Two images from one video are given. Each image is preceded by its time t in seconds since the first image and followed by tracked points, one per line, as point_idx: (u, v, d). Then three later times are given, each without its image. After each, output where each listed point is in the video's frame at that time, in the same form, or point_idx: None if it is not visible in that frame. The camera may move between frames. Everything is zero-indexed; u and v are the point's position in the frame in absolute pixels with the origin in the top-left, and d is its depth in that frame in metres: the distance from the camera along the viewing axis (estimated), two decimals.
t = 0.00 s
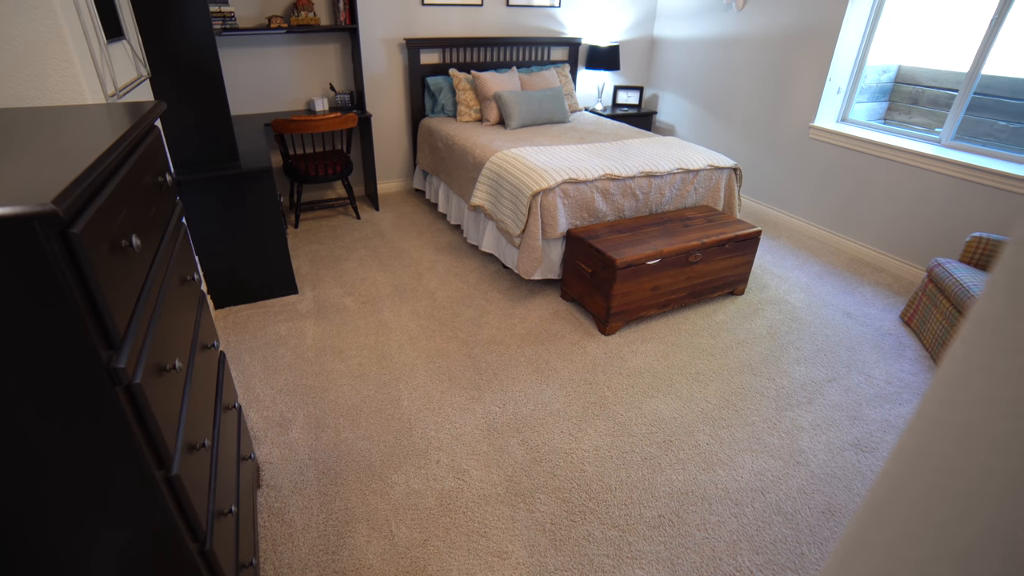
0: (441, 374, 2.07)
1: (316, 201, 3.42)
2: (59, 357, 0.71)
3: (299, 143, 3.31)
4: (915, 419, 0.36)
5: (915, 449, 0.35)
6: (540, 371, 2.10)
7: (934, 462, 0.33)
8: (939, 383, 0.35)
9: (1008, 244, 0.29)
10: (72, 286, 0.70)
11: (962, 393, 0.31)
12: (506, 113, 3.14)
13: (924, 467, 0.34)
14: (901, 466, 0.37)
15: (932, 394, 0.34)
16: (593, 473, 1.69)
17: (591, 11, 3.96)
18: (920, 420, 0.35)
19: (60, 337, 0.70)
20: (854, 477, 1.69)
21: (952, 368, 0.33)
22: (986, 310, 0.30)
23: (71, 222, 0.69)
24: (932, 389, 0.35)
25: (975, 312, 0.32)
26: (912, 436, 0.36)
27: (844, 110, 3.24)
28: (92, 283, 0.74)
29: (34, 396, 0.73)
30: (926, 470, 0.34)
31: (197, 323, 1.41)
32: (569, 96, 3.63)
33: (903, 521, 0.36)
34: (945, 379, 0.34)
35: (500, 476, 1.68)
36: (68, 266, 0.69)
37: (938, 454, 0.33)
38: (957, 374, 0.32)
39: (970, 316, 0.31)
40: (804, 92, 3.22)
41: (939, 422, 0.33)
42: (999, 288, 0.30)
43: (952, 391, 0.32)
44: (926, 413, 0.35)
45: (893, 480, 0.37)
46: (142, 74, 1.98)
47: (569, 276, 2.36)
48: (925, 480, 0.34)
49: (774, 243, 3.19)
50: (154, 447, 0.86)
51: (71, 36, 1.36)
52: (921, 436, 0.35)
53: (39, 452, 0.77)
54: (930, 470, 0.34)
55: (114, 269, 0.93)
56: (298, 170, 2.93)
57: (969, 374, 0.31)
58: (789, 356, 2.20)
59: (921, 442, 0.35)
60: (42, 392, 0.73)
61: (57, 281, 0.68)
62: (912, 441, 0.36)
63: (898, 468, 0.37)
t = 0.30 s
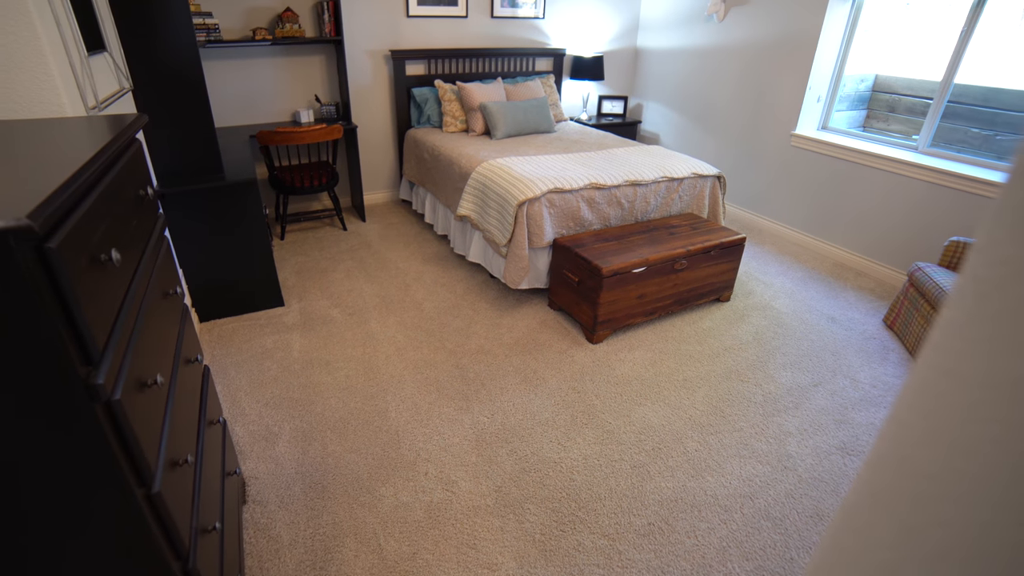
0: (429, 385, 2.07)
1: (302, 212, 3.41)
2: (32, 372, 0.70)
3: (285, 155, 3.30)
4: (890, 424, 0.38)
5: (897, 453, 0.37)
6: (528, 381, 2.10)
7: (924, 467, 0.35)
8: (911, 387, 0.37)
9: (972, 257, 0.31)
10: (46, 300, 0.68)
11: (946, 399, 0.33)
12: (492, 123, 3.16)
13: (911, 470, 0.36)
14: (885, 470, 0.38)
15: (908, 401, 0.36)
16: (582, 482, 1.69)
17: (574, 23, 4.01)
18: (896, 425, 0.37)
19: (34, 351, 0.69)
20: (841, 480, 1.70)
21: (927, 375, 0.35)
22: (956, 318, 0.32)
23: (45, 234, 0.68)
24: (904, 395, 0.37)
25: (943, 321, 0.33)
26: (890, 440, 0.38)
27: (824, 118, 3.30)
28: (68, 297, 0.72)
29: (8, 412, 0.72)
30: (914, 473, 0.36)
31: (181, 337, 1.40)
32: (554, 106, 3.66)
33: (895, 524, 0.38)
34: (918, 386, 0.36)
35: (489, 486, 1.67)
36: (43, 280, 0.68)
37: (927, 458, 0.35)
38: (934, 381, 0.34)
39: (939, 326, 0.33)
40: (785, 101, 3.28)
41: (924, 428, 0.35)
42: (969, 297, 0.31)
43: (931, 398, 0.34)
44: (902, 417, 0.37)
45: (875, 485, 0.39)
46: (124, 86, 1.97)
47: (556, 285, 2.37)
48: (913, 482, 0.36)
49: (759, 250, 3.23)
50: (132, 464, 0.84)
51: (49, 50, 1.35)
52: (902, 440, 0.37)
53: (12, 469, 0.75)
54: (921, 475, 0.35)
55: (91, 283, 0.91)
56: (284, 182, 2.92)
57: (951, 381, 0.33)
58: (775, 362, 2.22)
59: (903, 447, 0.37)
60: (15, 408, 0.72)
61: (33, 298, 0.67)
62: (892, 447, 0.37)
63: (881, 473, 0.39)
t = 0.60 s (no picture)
0: (418, 397, 2.06)
1: (289, 224, 3.39)
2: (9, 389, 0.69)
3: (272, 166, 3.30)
4: (869, 431, 0.39)
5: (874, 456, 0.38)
6: (517, 391, 2.10)
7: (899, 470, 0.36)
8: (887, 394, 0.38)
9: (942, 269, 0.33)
10: (23, 316, 0.67)
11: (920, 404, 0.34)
12: (479, 134, 3.18)
13: (888, 474, 0.37)
14: (862, 475, 0.39)
15: (886, 408, 0.37)
16: (572, 491, 1.69)
17: (560, 34, 4.05)
18: (880, 427, 0.38)
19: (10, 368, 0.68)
20: (831, 486, 1.71)
21: (901, 381, 0.36)
22: (929, 327, 0.34)
23: (23, 248, 0.67)
24: (886, 396, 0.38)
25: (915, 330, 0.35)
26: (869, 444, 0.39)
27: (807, 126, 3.36)
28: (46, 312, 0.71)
29: None
30: (891, 476, 0.37)
31: (166, 353, 1.38)
32: (541, 117, 3.69)
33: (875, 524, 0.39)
34: (897, 392, 0.37)
35: (479, 498, 1.66)
36: (19, 295, 0.67)
37: (901, 461, 0.36)
38: (909, 388, 0.35)
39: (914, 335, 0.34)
40: (769, 111, 3.33)
41: (900, 432, 0.36)
42: (938, 309, 0.33)
43: (909, 403, 0.35)
44: (880, 425, 0.38)
45: (855, 490, 0.40)
46: (108, 99, 1.96)
47: (545, 295, 2.37)
48: (893, 486, 0.37)
49: (745, 257, 3.26)
50: (114, 481, 0.82)
51: (31, 63, 1.34)
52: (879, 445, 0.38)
53: None
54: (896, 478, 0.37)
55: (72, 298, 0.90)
56: (271, 194, 2.91)
57: (923, 386, 0.34)
58: (763, 368, 2.24)
59: (888, 447, 0.37)
60: None
61: (9, 313, 0.66)
62: (878, 448, 0.38)
63: (859, 478, 0.40)
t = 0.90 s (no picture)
0: (407, 409, 2.04)
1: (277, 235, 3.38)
2: None
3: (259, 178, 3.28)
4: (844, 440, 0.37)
5: (852, 470, 0.37)
6: (507, 401, 2.09)
7: (883, 486, 0.35)
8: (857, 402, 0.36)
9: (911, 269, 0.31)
10: None
11: (900, 413, 0.33)
12: (467, 144, 3.19)
13: (870, 491, 0.36)
14: (840, 492, 0.38)
15: (862, 420, 0.35)
16: (562, 501, 1.68)
17: (547, 44, 4.08)
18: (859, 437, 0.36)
19: None
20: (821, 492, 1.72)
21: (874, 391, 0.34)
22: (900, 333, 0.32)
23: None
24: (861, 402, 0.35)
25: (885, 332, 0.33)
26: (844, 458, 0.37)
27: (790, 135, 3.41)
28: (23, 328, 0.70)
29: None
30: (873, 491, 0.35)
31: (150, 368, 1.37)
32: (529, 127, 3.71)
33: (859, 544, 0.37)
34: (870, 403, 0.35)
35: (469, 510, 1.65)
36: None
37: (886, 476, 0.34)
38: (885, 399, 0.33)
39: (885, 345, 0.33)
40: (753, 120, 3.37)
41: (879, 447, 0.34)
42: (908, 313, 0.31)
43: (886, 416, 0.34)
44: (858, 433, 0.36)
45: (835, 500, 0.38)
46: (92, 111, 1.94)
47: (533, 304, 2.37)
48: (877, 497, 0.35)
49: (732, 265, 3.29)
50: (93, 499, 0.81)
51: (12, 76, 1.33)
52: (855, 457, 0.36)
53: None
54: (880, 493, 0.35)
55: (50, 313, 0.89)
56: (258, 205, 2.90)
57: (901, 394, 0.32)
58: (751, 375, 2.25)
59: (870, 456, 0.35)
60: None
61: None
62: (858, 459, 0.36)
63: (837, 496, 0.38)
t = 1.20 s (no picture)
0: (396, 421, 2.03)
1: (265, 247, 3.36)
2: None
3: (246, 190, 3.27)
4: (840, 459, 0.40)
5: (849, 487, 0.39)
6: (496, 412, 2.09)
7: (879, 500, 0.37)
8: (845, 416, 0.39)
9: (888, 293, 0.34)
10: None
11: (893, 424, 0.35)
12: (455, 156, 3.21)
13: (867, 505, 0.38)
14: (838, 503, 0.40)
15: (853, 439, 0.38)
16: (553, 512, 1.68)
17: (534, 56, 4.12)
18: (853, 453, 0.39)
19: None
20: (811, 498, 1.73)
21: (863, 405, 0.37)
22: (885, 350, 0.35)
23: None
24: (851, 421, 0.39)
25: (869, 355, 0.36)
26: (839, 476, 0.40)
27: (775, 144, 3.45)
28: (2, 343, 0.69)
29: None
30: (871, 500, 0.38)
31: (133, 384, 1.35)
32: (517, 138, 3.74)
33: (859, 557, 0.39)
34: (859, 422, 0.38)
35: (458, 523, 1.64)
36: None
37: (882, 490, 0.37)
38: (875, 417, 0.36)
39: (871, 368, 0.36)
40: (738, 130, 3.42)
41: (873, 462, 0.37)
42: (891, 331, 0.34)
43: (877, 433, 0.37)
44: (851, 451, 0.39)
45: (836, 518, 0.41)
46: (76, 124, 1.93)
47: (522, 314, 2.38)
48: (875, 511, 0.38)
49: (719, 273, 3.31)
50: (72, 518, 0.80)
51: None
52: (852, 469, 0.39)
53: None
54: (876, 502, 0.38)
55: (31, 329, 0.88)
56: (245, 218, 2.89)
57: (892, 407, 0.35)
58: (739, 383, 2.26)
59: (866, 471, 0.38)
60: None
61: None
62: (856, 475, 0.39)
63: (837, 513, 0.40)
